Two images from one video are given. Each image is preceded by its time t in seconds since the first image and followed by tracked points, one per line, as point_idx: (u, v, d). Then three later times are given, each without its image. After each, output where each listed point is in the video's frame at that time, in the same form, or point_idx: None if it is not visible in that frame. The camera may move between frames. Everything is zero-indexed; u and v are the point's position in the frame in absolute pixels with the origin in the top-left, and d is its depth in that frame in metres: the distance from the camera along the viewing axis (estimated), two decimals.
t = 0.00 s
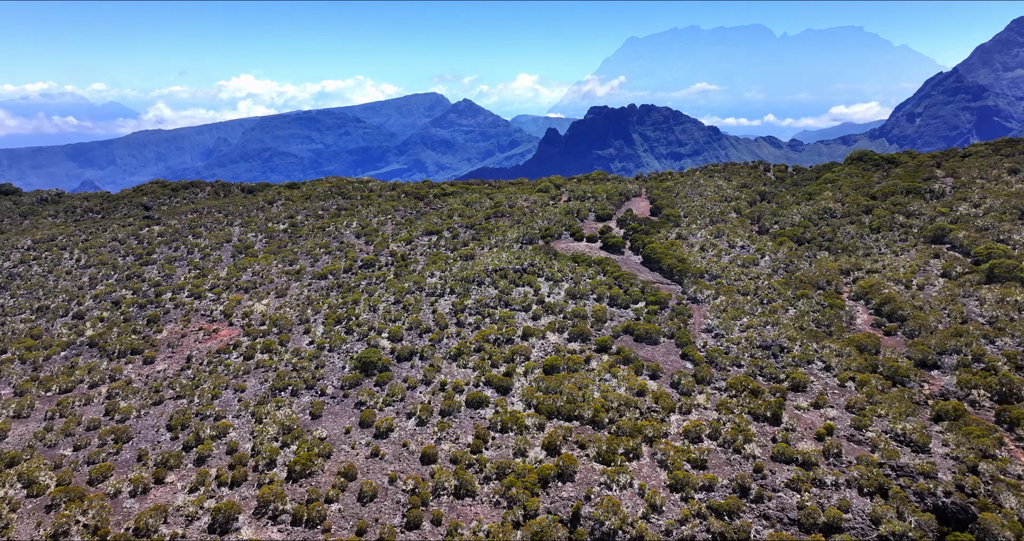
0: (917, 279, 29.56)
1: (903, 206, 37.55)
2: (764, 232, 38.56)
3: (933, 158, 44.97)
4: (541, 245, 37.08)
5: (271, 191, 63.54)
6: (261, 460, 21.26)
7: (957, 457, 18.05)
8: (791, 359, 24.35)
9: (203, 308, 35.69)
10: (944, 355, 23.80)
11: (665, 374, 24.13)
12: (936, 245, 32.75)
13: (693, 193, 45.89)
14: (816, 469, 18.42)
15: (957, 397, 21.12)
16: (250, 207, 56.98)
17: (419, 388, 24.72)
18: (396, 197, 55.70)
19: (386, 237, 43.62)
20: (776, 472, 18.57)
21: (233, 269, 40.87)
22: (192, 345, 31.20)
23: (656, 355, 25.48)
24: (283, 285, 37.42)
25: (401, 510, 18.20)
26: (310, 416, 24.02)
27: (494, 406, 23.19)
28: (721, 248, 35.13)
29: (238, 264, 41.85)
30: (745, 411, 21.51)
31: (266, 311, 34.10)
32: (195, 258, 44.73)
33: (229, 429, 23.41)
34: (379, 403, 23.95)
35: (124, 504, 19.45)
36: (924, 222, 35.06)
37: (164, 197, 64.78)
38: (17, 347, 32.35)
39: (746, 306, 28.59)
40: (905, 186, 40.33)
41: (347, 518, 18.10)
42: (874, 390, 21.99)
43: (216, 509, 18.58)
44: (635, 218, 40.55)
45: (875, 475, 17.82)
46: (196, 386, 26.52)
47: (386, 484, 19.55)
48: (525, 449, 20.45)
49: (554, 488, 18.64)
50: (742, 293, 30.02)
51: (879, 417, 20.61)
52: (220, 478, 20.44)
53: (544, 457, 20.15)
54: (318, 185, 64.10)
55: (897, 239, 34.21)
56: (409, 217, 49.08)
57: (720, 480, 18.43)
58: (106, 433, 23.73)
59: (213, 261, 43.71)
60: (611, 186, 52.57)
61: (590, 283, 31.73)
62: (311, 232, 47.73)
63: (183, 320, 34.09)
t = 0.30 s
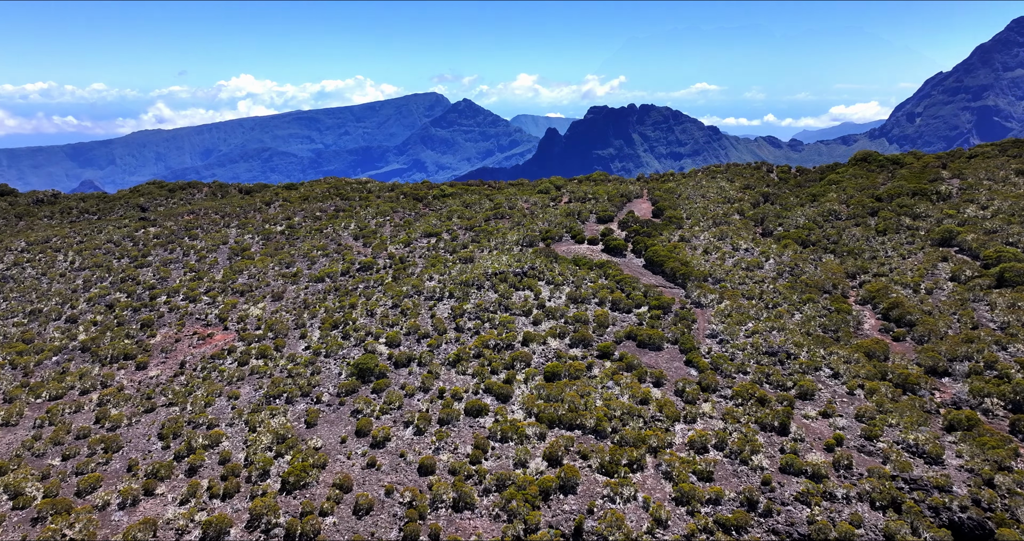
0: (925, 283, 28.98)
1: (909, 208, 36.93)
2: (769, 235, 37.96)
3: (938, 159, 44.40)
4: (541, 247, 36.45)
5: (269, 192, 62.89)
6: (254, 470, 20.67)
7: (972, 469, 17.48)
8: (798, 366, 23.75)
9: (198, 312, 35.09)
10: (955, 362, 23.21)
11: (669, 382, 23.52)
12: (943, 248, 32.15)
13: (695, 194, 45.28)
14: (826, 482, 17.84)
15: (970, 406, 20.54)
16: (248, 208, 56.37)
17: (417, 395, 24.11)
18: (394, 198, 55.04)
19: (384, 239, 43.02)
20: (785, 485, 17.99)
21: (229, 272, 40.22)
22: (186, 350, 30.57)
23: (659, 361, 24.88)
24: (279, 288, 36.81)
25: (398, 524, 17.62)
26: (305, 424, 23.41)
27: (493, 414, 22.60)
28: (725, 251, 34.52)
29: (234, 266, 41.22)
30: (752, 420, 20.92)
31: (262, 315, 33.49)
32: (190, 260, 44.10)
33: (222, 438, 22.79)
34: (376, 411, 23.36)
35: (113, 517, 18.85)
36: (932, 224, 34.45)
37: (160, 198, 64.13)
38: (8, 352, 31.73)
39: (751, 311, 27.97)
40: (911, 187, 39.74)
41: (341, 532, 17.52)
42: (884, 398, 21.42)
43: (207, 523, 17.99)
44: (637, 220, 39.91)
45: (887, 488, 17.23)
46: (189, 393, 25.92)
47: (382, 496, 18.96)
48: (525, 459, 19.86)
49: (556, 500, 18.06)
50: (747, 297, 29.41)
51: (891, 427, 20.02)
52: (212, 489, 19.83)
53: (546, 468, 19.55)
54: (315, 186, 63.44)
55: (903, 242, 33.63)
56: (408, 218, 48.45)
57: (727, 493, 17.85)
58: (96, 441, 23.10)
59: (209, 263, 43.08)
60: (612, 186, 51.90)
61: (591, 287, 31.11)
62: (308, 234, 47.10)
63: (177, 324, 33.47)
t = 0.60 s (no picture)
0: (935, 288, 28.26)
1: (917, 210, 36.18)
2: (774, 239, 37.25)
3: (945, 160, 43.67)
4: (542, 251, 35.71)
5: (266, 193, 62.18)
6: (245, 483, 19.96)
7: (991, 485, 16.76)
8: (807, 375, 23.03)
9: (192, 317, 34.36)
10: (969, 370, 22.47)
11: (674, 391, 22.83)
12: (953, 251, 31.41)
13: (698, 196, 44.55)
14: (839, 498, 17.14)
15: (986, 418, 19.82)
16: (244, 210, 55.67)
17: (414, 404, 23.42)
18: (393, 200, 54.35)
19: (382, 242, 42.32)
20: (797, 501, 17.29)
21: (224, 275, 39.54)
22: (178, 357, 29.87)
23: (663, 370, 24.16)
24: (275, 292, 36.09)
25: None
26: (299, 435, 22.72)
27: (493, 425, 21.90)
28: (730, 254, 33.81)
29: (229, 270, 40.52)
30: (760, 432, 20.22)
31: (256, 320, 32.77)
32: (185, 263, 43.37)
33: (213, 450, 22.06)
34: (371, 421, 22.66)
35: (98, 534, 18.12)
36: (941, 227, 33.72)
37: (156, 199, 63.38)
38: None
39: (758, 317, 27.25)
40: (919, 188, 39.00)
41: None
42: (897, 409, 20.69)
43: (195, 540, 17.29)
44: (640, 222, 39.18)
45: (903, 505, 16.52)
46: (180, 402, 25.19)
47: (377, 511, 18.26)
48: (526, 473, 19.14)
49: (557, 517, 17.37)
50: (753, 303, 28.68)
51: (904, 439, 19.31)
52: (201, 504, 19.10)
53: (547, 482, 18.84)
54: (313, 187, 62.70)
55: (912, 245, 32.90)
56: (407, 220, 47.73)
57: (736, 509, 17.16)
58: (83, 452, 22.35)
59: (204, 266, 42.35)
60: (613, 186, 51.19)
61: (593, 291, 30.36)
62: (305, 236, 46.40)
63: (170, 330, 32.76)
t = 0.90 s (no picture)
0: (947, 295, 27.44)
1: (927, 213, 35.32)
2: (779, 242, 36.43)
3: (953, 162, 42.79)
4: (543, 255, 34.90)
5: (263, 195, 61.34)
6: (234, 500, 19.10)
7: (1015, 505, 15.91)
8: (818, 385, 22.20)
9: (184, 323, 33.51)
10: (986, 381, 21.62)
11: (680, 402, 22.01)
12: (964, 256, 30.57)
13: (701, 198, 43.75)
14: (855, 518, 16.30)
15: (1006, 432, 19.00)
16: (240, 212, 54.82)
17: (410, 416, 22.59)
18: (391, 201, 53.53)
19: (379, 245, 41.48)
20: (811, 522, 16.45)
21: (217, 279, 38.67)
22: (169, 365, 29.02)
23: (668, 380, 23.34)
24: (269, 297, 35.28)
25: None
26: (291, 448, 21.87)
27: (492, 438, 21.09)
28: (735, 258, 32.97)
29: (223, 273, 39.68)
30: (771, 446, 19.39)
31: (250, 327, 31.93)
32: (179, 267, 42.50)
33: (202, 464, 21.21)
34: (366, 434, 21.85)
35: None
36: (951, 230, 32.86)
37: (152, 201, 62.53)
38: None
39: (765, 324, 26.42)
40: (927, 190, 38.13)
41: None
42: (911, 422, 19.88)
43: None
44: (642, 225, 38.33)
45: (923, 526, 15.68)
46: (169, 412, 24.35)
47: (371, 531, 17.41)
48: (526, 490, 18.31)
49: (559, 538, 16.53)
50: (759, 309, 27.87)
51: (920, 455, 18.48)
52: (188, 521, 18.24)
53: (548, 500, 18.00)
54: (310, 189, 61.89)
55: (922, 249, 32.06)
56: (405, 223, 46.91)
57: (747, 530, 16.31)
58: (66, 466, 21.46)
59: (197, 270, 41.49)
60: (615, 188, 50.31)
61: (595, 297, 29.52)
62: (301, 239, 45.58)
63: (161, 336, 31.91)
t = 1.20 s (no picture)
0: (961, 302, 26.52)
1: (937, 216, 34.36)
2: (786, 247, 35.52)
3: (963, 164, 41.86)
4: (543, 259, 33.99)
5: (259, 197, 60.41)
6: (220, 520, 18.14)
7: None
8: (830, 399, 21.29)
9: (174, 330, 32.58)
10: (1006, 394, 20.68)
11: (686, 416, 21.12)
12: (977, 261, 29.63)
13: (705, 201, 42.85)
14: None
15: None
16: (236, 214, 53.91)
17: (405, 431, 21.69)
18: (389, 204, 52.61)
19: (376, 249, 40.57)
20: None
21: (210, 284, 37.73)
22: (157, 374, 28.08)
23: (674, 392, 22.43)
24: (262, 303, 34.37)
25: None
26: (280, 464, 20.95)
27: (490, 454, 20.18)
28: (741, 263, 32.05)
29: (216, 278, 38.75)
30: (783, 464, 18.46)
31: (242, 334, 31.01)
32: (171, 271, 41.56)
33: (187, 481, 20.26)
34: (359, 449, 20.95)
35: None
36: (963, 234, 31.90)
37: (146, 203, 61.58)
38: None
39: (773, 333, 25.53)
40: (937, 192, 37.19)
41: None
42: (930, 438, 18.94)
43: None
44: (645, 229, 37.41)
45: None
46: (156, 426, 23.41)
47: None
48: (526, 511, 17.37)
49: None
50: (767, 317, 26.97)
51: (941, 475, 17.53)
52: None
53: (549, 522, 17.05)
54: (307, 190, 60.96)
55: (933, 254, 31.15)
56: (402, 225, 46.00)
57: None
58: (45, 482, 20.45)
59: (190, 274, 40.54)
60: (616, 189, 49.39)
61: (597, 304, 28.61)
62: (297, 243, 44.67)
63: (150, 344, 30.98)
